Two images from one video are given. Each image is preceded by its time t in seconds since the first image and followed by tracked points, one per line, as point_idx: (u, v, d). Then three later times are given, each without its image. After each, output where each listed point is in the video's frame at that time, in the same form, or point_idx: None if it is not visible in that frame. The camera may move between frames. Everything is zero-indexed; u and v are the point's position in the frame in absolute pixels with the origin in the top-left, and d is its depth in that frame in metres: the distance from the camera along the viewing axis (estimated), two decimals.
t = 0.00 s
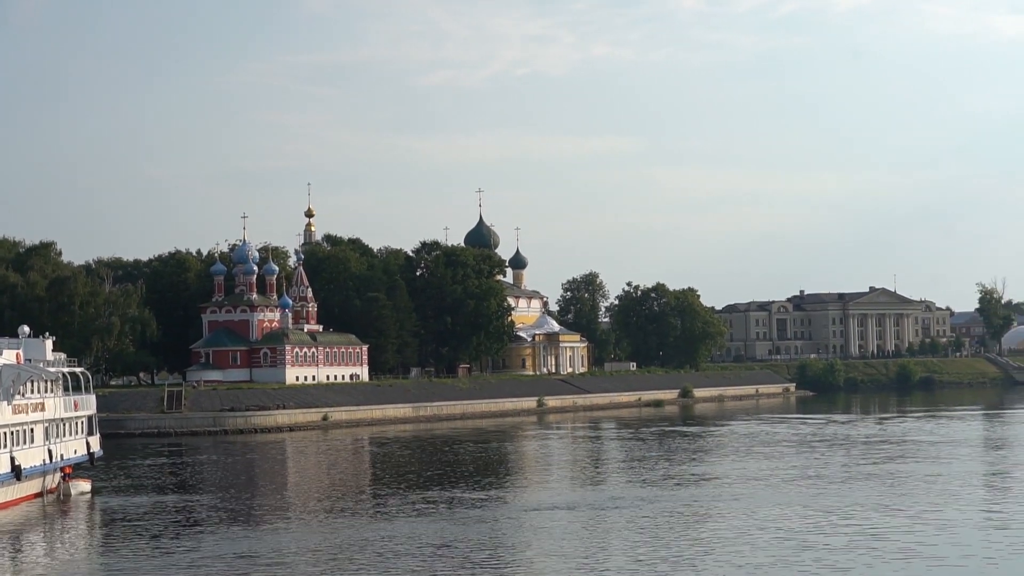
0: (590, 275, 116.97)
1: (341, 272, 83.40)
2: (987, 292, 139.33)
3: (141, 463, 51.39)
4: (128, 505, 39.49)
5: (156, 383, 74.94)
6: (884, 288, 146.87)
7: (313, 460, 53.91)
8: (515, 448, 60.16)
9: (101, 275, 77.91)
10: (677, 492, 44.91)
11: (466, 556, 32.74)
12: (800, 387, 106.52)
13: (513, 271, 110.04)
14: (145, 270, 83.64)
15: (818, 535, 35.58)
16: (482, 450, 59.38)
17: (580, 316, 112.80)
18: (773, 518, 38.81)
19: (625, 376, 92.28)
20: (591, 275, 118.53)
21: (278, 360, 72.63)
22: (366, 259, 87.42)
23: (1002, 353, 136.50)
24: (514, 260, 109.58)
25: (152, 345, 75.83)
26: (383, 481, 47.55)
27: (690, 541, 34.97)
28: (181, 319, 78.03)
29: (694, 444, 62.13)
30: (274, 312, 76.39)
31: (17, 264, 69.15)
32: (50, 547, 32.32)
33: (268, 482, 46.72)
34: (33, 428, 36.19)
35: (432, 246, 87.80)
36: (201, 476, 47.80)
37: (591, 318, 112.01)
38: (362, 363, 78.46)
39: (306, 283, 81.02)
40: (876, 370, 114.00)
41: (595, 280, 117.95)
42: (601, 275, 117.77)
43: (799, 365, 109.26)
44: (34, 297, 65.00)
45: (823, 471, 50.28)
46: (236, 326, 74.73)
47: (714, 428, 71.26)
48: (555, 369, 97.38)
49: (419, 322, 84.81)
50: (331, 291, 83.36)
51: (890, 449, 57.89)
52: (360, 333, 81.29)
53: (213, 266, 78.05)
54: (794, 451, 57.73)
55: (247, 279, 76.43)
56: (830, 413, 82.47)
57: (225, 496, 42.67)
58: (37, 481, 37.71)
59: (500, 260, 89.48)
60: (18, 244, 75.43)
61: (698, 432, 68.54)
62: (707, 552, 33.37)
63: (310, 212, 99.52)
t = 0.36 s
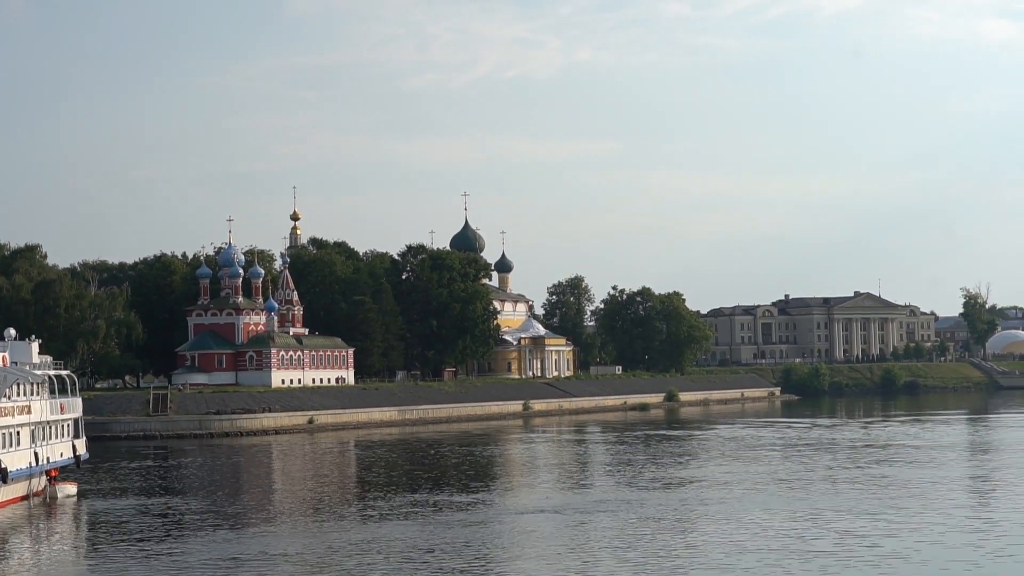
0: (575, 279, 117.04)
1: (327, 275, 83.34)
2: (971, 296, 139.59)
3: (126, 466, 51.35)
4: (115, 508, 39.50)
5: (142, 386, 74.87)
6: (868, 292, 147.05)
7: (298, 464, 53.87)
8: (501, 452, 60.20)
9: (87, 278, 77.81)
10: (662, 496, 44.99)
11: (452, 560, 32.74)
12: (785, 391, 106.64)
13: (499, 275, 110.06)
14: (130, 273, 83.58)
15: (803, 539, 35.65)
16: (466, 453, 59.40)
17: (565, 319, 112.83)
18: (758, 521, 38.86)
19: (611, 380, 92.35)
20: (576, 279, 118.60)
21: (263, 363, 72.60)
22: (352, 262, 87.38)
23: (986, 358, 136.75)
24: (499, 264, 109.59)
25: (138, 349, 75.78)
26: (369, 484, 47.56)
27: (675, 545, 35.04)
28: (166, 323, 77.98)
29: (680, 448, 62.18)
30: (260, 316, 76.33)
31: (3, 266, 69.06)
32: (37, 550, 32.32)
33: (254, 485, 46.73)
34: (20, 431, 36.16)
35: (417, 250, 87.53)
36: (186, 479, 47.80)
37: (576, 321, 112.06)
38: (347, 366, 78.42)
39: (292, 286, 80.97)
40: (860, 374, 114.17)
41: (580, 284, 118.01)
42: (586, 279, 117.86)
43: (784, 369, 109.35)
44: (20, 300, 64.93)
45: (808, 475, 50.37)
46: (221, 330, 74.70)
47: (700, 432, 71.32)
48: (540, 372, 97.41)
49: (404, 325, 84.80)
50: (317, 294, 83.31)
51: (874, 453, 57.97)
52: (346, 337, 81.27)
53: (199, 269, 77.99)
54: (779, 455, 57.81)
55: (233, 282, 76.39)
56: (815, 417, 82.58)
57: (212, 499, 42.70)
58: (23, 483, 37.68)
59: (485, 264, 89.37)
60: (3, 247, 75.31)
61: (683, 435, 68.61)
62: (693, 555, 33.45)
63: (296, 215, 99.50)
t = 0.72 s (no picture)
0: (569, 281, 117.08)
1: (320, 277, 83.25)
2: (965, 299, 139.73)
3: (120, 468, 51.30)
4: (108, 510, 39.42)
5: (135, 388, 74.79)
6: (862, 295, 147.23)
7: (293, 466, 53.77)
8: (494, 454, 60.17)
9: (80, 280, 77.73)
10: (656, 498, 44.96)
11: (446, 562, 32.65)
12: (779, 393, 106.66)
13: (493, 277, 110.01)
14: (124, 274, 83.49)
15: (795, 541, 35.61)
16: (460, 456, 59.34)
17: (559, 321, 112.86)
18: (753, 524, 38.81)
19: (604, 382, 92.34)
20: (570, 281, 118.62)
21: (257, 365, 72.51)
22: (346, 264, 87.32)
23: (979, 361, 136.88)
24: (493, 266, 109.58)
25: (131, 350, 75.71)
26: (362, 486, 47.51)
27: (668, 547, 35.01)
28: (160, 324, 77.91)
29: (673, 450, 62.17)
30: (253, 317, 76.23)
31: None
32: (30, 552, 32.28)
33: (248, 487, 46.71)
34: (14, 432, 36.10)
35: (411, 251, 87.61)
36: (180, 481, 47.75)
37: (571, 323, 112.09)
38: (341, 368, 78.35)
39: (286, 288, 80.86)
40: (854, 377, 114.23)
41: (574, 286, 118.03)
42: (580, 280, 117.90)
43: (778, 372, 109.39)
44: (12, 302, 64.85)
45: (802, 477, 50.34)
46: (215, 331, 74.61)
47: (694, 434, 71.28)
48: (535, 374, 97.39)
49: (398, 327, 84.75)
50: (311, 296, 83.21)
51: (868, 456, 57.96)
52: (339, 338, 81.20)
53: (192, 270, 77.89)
54: (773, 457, 57.77)
55: (227, 283, 76.31)
56: (810, 420, 82.54)
57: (205, 501, 42.65)
58: (17, 486, 37.62)
59: (479, 265, 89.35)
60: None
61: (677, 438, 68.55)
62: (685, 557, 33.41)
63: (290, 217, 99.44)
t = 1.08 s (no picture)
0: (556, 282, 117.15)
1: (307, 278, 83.19)
2: (951, 299, 139.99)
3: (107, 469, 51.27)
4: (96, 511, 39.43)
5: (122, 389, 74.75)
6: (848, 296, 147.46)
7: (280, 467, 53.81)
8: (481, 455, 60.21)
9: (66, 281, 77.66)
10: (641, 499, 44.99)
11: (433, 562, 32.72)
12: (765, 394, 106.79)
13: (480, 278, 110.05)
14: (110, 276, 83.45)
15: (782, 541, 35.75)
16: (448, 457, 59.37)
17: (546, 322, 112.91)
18: (739, 524, 38.89)
19: (591, 382, 92.36)
20: (556, 282, 118.65)
21: (243, 366, 72.52)
22: (332, 265, 87.28)
23: (964, 360, 137.12)
24: (480, 267, 109.59)
25: (118, 351, 75.68)
26: (349, 487, 47.47)
27: (654, 547, 35.13)
28: (147, 325, 77.90)
29: (660, 451, 62.26)
30: (240, 318, 76.23)
31: None
32: (16, 554, 32.33)
33: (235, 488, 46.71)
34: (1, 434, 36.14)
35: (398, 252, 87.66)
36: (167, 483, 47.75)
37: (557, 324, 112.15)
38: (328, 369, 78.38)
39: (272, 289, 80.86)
40: (840, 377, 114.41)
41: (560, 287, 118.07)
42: (566, 281, 117.96)
43: (765, 372, 109.51)
44: None
45: (789, 478, 50.43)
46: (201, 333, 74.59)
47: (680, 434, 71.32)
48: (521, 375, 97.46)
49: (385, 328, 84.76)
50: (297, 298, 83.20)
51: (854, 456, 58.06)
52: (326, 340, 81.22)
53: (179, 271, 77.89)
54: (760, 458, 57.83)
55: (214, 284, 76.29)
56: (795, 420, 82.67)
57: (193, 503, 42.63)
58: (4, 488, 37.65)
59: (466, 266, 89.35)
60: None
61: (664, 438, 68.58)
62: (671, 557, 33.53)
63: (277, 218, 99.40)
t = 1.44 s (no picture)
0: (534, 281, 117.24)
1: (286, 275, 83.14)
2: (929, 298, 140.36)
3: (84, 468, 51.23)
4: (74, 509, 39.40)
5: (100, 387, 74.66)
6: (825, 294, 147.93)
7: (257, 465, 53.79)
8: (459, 453, 60.28)
9: (44, 279, 77.53)
10: (619, 497, 45.08)
11: (411, 561, 32.72)
12: (743, 392, 106.94)
13: (458, 276, 110.09)
14: (89, 274, 83.33)
15: (759, 539, 35.87)
16: (427, 455, 59.34)
17: (524, 321, 112.99)
18: (717, 522, 38.96)
19: (569, 381, 92.47)
20: (534, 280, 118.69)
21: (222, 364, 72.48)
22: (311, 263, 87.23)
23: (941, 359, 137.43)
24: (459, 265, 109.62)
25: (96, 349, 75.58)
26: (327, 485, 47.46)
27: (632, 545, 35.22)
28: (125, 323, 77.83)
29: (638, 449, 62.39)
30: (219, 316, 76.18)
31: None
32: None
33: (213, 486, 46.68)
34: None
35: (377, 250, 87.67)
36: (145, 481, 47.72)
37: (536, 323, 112.24)
38: (307, 367, 78.36)
39: (251, 287, 80.81)
40: (817, 376, 114.66)
41: (538, 285, 118.15)
42: (545, 280, 118.04)
43: (742, 371, 109.72)
44: None
45: (767, 476, 50.50)
46: (180, 331, 74.51)
47: (658, 432, 71.46)
48: (500, 374, 97.53)
49: (364, 326, 84.77)
50: (276, 296, 83.13)
51: (831, 453, 58.24)
52: (304, 338, 81.23)
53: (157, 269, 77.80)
54: (738, 456, 57.98)
55: (192, 282, 76.21)
56: (772, 419, 82.85)
57: (171, 501, 42.62)
58: None
59: (445, 264, 89.35)
60: None
61: (642, 437, 68.67)
62: (649, 555, 33.63)
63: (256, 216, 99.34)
